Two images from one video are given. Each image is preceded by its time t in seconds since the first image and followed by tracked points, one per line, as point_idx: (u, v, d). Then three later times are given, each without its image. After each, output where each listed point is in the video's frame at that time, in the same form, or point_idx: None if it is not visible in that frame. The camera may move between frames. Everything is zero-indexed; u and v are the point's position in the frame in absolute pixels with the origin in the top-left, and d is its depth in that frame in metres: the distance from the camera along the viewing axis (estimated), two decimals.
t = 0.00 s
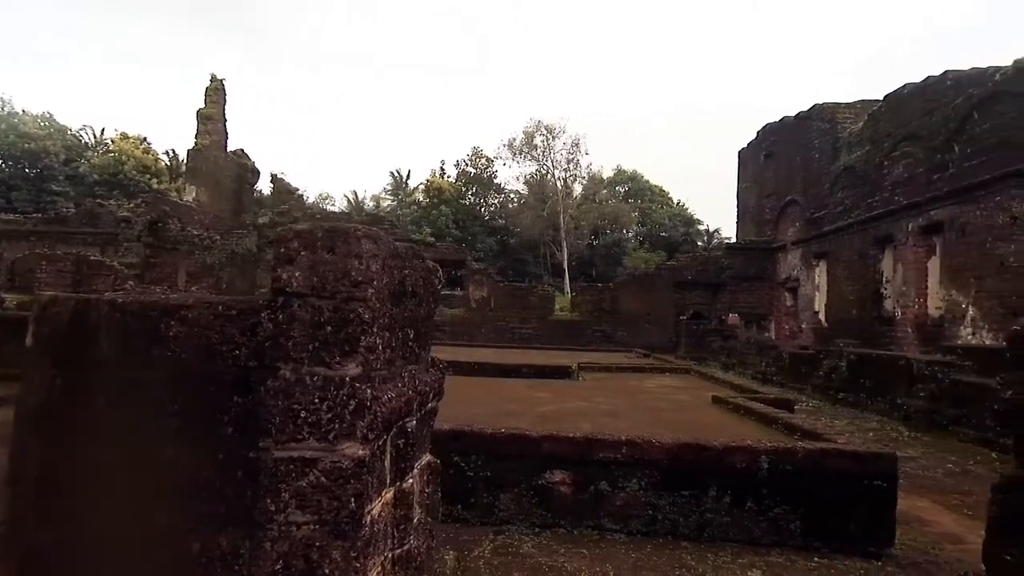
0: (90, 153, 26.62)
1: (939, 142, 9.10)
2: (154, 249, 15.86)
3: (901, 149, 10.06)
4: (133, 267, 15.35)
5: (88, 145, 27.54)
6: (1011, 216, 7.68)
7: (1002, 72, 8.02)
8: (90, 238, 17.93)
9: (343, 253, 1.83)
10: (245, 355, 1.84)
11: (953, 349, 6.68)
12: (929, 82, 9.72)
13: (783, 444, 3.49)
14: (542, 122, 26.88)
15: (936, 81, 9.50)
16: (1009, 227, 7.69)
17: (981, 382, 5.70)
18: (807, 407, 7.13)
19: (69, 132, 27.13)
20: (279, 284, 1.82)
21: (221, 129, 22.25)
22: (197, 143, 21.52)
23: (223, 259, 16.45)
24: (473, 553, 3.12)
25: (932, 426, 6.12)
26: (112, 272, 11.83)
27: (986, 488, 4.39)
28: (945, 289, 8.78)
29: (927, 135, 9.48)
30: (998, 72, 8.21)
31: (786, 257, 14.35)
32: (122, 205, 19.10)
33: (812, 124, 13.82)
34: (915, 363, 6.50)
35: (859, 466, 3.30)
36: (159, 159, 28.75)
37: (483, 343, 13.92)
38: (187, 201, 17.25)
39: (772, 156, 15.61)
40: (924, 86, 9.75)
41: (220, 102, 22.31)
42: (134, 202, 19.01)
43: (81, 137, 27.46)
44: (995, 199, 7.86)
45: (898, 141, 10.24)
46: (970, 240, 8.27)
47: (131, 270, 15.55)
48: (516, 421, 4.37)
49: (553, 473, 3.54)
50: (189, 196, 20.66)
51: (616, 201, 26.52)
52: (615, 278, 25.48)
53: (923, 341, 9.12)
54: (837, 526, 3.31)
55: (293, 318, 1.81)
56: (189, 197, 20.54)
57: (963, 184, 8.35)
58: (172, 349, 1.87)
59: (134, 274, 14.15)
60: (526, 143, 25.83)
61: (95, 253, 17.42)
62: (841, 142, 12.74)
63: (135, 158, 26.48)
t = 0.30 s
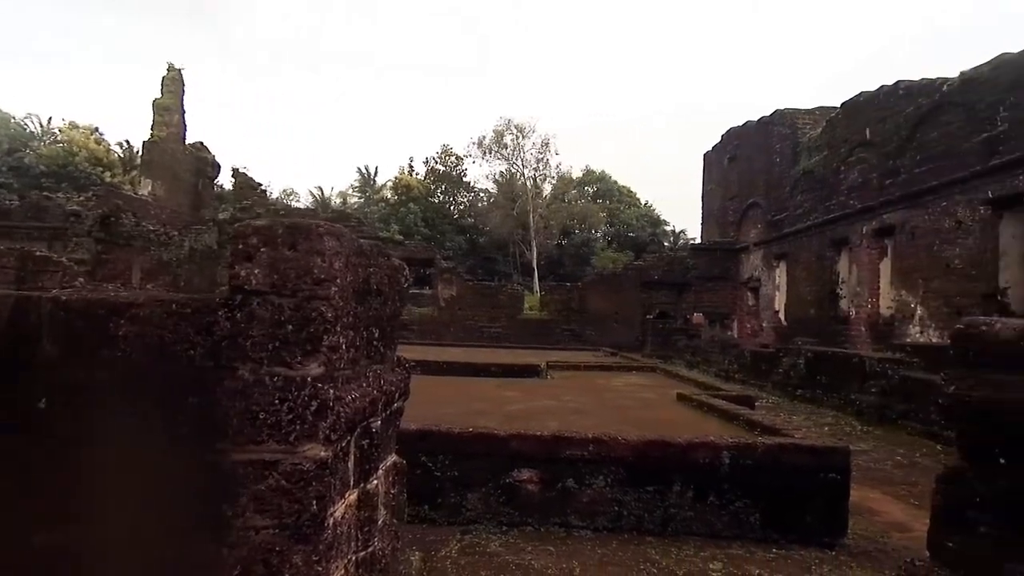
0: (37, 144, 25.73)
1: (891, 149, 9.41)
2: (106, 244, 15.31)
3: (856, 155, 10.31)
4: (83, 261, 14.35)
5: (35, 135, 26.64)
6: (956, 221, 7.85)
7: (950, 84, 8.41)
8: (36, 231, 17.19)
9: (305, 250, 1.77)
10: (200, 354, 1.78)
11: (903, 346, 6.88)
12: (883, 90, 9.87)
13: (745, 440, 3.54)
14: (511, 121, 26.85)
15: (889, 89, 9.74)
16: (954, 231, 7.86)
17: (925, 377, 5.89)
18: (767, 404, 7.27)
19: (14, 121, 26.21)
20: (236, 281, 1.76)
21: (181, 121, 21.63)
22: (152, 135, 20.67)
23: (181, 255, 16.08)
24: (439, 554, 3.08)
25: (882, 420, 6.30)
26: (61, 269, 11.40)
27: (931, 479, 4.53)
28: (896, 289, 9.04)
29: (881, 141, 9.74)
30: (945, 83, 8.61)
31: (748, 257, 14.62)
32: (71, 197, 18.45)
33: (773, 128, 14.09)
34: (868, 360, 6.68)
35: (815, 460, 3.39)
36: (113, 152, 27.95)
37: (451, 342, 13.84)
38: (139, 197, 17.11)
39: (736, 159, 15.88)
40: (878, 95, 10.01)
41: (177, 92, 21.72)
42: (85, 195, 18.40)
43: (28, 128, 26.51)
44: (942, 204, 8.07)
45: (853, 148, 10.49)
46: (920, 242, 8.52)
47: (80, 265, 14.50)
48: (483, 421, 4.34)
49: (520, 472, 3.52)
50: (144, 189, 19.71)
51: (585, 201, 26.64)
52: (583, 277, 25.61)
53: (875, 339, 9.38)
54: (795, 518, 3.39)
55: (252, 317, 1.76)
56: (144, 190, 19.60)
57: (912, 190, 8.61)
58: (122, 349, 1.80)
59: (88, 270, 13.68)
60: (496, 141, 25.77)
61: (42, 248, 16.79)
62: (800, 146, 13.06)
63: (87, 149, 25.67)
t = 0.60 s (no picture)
0: None
1: (848, 152, 9.65)
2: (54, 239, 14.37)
3: (814, 158, 10.57)
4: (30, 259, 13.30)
5: None
6: (907, 223, 8.11)
7: (903, 91, 8.55)
8: None
9: (263, 247, 1.73)
10: (154, 353, 1.74)
11: (857, 343, 7.07)
12: (840, 96, 10.11)
13: (707, 436, 3.59)
14: (479, 119, 26.77)
15: (845, 95, 9.94)
16: (906, 233, 8.12)
17: (875, 373, 6.07)
18: (729, 400, 7.40)
19: None
20: (191, 278, 1.72)
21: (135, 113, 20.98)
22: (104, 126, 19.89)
23: (136, 250, 15.61)
24: (404, 554, 3.05)
25: (837, 416, 6.47)
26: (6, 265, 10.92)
27: (882, 471, 4.67)
28: (851, 289, 9.29)
29: (837, 146, 9.99)
30: (898, 89, 8.75)
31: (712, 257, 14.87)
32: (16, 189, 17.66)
33: (736, 131, 14.35)
34: (824, 358, 6.84)
35: (774, 454, 3.46)
36: (64, 143, 26.94)
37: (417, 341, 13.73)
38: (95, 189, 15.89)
39: (700, 161, 16.12)
40: (835, 100, 10.24)
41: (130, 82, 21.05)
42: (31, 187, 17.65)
43: None
44: (895, 208, 8.34)
45: (812, 151, 10.75)
46: (873, 243, 8.78)
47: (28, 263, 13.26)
48: (449, 419, 4.31)
49: (486, 470, 3.51)
50: (95, 183, 18.88)
51: (553, 200, 26.73)
52: (550, 276, 25.70)
53: (832, 337, 9.65)
54: (753, 512, 3.45)
55: (208, 315, 1.72)
56: (96, 183, 18.79)
57: (867, 193, 8.88)
58: (68, 348, 1.75)
59: (36, 265, 13.15)
60: (464, 139, 25.67)
61: None
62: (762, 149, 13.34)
63: (35, 139, 24.70)
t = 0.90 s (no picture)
0: None
1: (807, 155, 9.92)
2: None
3: (775, 160, 10.81)
4: None
5: None
6: (863, 224, 8.35)
7: (859, 96, 8.82)
8: None
9: (221, 244, 1.70)
10: (104, 352, 1.70)
11: (815, 341, 7.25)
12: (799, 100, 10.38)
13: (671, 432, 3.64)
14: (447, 117, 26.68)
15: (804, 100, 10.18)
16: (861, 234, 8.36)
17: (832, 369, 6.23)
18: (692, 397, 7.53)
19: None
20: (144, 276, 1.68)
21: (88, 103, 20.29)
22: (56, 117, 19.22)
23: (90, 246, 15.13)
24: (368, 556, 3.01)
25: (796, 411, 6.63)
26: None
27: (839, 464, 4.80)
28: (810, 289, 9.53)
29: (797, 148, 10.24)
30: (854, 95, 8.99)
31: (677, 257, 15.12)
32: None
33: (700, 132, 14.59)
34: (784, 355, 7.00)
35: (736, 450, 3.53)
36: (13, 135, 25.95)
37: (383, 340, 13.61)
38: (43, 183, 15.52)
39: (665, 161, 16.36)
40: (794, 104, 10.49)
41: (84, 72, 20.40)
42: None
43: None
44: (851, 209, 8.59)
45: (773, 154, 10.98)
46: (830, 244, 9.03)
47: None
48: (414, 419, 4.28)
49: (452, 469, 3.49)
50: (46, 176, 18.23)
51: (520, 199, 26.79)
52: (518, 275, 25.74)
53: (791, 334, 9.89)
54: (714, 507, 3.51)
55: (162, 314, 1.68)
56: (47, 177, 18.14)
57: (824, 195, 9.11)
58: (13, 348, 1.71)
59: None
60: (432, 136, 25.55)
61: None
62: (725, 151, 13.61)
63: None
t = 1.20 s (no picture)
0: None
1: (768, 159, 10.06)
2: None
3: (738, 163, 10.98)
4: None
5: None
6: (822, 226, 8.56)
7: (818, 103, 8.90)
8: None
9: (178, 241, 1.67)
10: (54, 352, 1.68)
11: (776, 339, 7.40)
12: (761, 105, 10.58)
13: (636, 430, 3.67)
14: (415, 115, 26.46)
15: (766, 105, 10.35)
16: (821, 235, 8.56)
17: (792, 367, 6.37)
18: (658, 395, 7.63)
19: None
20: (96, 274, 1.66)
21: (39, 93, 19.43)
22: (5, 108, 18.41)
23: (42, 243, 14.53)
24: (333, 559, 2.97)
25: (758, 409, 6.76)
26: None
27: (798, 461, 4.91)
28: (771, 289, 9.72)
29: (759, 152, 10.39)
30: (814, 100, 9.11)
31: (643, 257, 15.32)
32: None
33: (665, 134, 14.75)
34: (747, 354, 7.13)
35: (700, 448, 3.58)
36: None
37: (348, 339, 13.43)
38: None
39: (632, 162, 16.51)
40: (757, 108, 10.65)
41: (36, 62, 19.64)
42: None
43: None
44: (811, 212, 8.80)
45: (737, 156, 11.14)
46: (791, 245, 9.24)
47: None
48: (380, 420, 4.24)
49: (418, 470, 3.47)
50: None
51: (489, 198, 26.72)
52: (486, 274, 25.70)
53: (753, 333, 10.11)
54: (677, 504, 3.56)
55: (114, 314, 1.67)
56: None
57: (785, 198, 9.32)
58: None
59: None
60: (400, 134, 25.31)
61: None
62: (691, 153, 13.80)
63: None
